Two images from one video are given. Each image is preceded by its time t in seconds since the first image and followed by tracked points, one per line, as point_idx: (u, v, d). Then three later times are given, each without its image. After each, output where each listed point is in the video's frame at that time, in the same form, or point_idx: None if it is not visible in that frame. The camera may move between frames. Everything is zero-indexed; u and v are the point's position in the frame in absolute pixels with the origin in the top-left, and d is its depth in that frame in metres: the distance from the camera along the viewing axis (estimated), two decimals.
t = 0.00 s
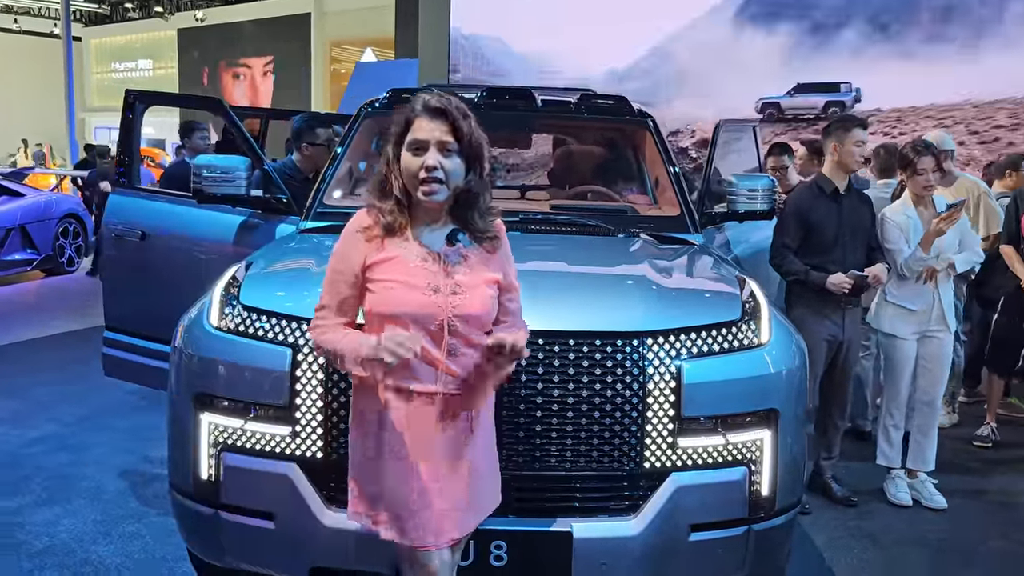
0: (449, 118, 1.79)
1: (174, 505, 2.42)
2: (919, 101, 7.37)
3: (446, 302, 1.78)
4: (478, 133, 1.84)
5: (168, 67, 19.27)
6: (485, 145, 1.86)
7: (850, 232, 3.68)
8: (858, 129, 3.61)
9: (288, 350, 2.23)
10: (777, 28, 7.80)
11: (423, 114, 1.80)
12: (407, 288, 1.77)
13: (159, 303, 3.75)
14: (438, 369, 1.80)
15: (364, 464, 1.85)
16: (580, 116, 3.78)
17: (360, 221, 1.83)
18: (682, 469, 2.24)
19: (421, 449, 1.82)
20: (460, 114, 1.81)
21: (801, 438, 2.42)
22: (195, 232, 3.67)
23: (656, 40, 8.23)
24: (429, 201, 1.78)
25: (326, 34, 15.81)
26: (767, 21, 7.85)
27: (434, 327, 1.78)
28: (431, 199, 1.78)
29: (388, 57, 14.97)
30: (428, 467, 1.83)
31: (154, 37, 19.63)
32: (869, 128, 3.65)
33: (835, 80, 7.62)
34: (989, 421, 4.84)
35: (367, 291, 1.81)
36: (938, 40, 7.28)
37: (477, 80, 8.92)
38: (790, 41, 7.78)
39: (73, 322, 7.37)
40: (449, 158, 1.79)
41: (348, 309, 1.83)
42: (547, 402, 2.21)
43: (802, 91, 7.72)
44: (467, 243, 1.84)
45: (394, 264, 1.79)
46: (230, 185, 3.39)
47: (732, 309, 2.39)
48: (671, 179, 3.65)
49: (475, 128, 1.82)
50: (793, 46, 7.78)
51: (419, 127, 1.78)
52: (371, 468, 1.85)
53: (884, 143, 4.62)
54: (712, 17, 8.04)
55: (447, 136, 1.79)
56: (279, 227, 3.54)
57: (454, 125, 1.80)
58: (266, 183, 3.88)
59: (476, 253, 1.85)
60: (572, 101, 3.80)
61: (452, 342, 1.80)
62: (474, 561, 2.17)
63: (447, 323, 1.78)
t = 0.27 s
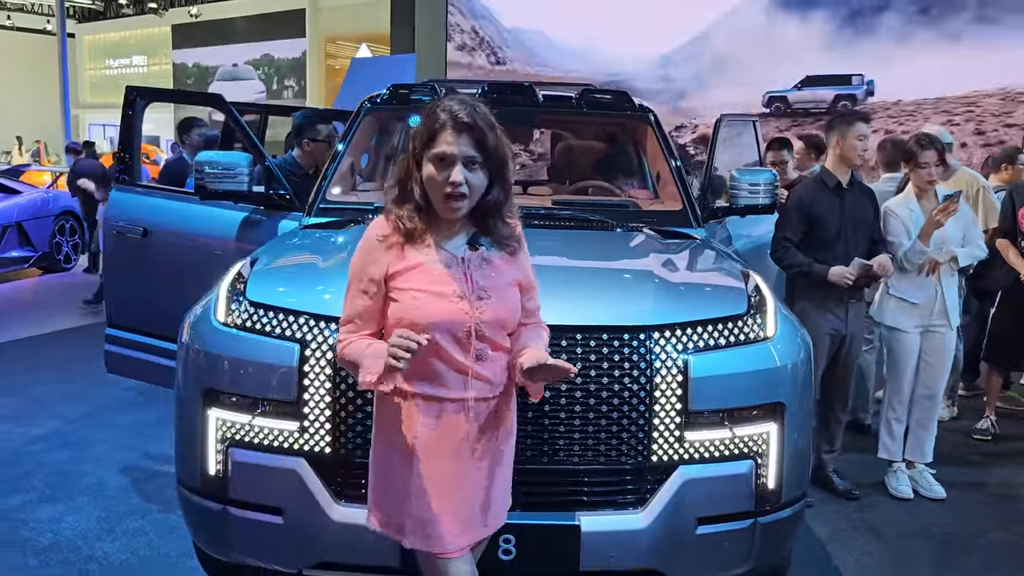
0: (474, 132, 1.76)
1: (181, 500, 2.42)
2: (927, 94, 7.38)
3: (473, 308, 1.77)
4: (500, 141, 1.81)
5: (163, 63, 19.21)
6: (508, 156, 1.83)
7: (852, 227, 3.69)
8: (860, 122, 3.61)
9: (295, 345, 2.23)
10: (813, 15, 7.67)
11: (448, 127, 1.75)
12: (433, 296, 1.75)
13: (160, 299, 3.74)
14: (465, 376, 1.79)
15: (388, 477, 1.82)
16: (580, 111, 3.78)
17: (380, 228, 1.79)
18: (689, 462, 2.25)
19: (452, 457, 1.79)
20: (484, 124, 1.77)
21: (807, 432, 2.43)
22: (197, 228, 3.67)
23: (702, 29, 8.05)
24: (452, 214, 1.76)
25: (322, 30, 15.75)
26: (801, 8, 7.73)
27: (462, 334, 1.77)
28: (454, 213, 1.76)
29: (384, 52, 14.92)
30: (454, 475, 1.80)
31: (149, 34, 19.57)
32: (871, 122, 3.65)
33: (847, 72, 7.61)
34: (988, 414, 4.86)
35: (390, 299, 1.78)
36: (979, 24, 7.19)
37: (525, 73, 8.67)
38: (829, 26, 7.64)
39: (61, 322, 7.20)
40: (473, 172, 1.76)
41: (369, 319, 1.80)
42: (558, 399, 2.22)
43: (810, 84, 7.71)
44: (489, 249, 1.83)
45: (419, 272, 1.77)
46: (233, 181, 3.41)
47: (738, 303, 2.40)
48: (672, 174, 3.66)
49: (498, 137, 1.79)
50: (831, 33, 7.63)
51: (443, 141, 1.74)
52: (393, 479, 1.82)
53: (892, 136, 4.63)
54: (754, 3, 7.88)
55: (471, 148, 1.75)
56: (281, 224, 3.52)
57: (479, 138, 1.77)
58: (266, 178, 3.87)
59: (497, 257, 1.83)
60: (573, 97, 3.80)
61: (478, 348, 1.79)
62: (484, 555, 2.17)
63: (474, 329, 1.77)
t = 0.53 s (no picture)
0: (504, 119, 1.69)
1: (192, 495, 2.43)
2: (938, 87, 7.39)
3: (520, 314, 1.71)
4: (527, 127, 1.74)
5: (162, 59, 19.19)
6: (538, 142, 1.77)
7: (859, 220, 3.69)
8: (863, 114, 3.59)
9: (305, 339, 2.23)
10: None
11: (475, 118, 1.68)
12: (479, 306, 1.68)
13: (166, 295, 3.74)
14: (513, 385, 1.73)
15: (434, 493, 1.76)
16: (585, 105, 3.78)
17: (417, 237, 1.69)
18: (699, 455, 2.25)
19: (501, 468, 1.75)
20: (512, 111, 1.71)
21: (815, 425, 2.44)
22: (201, 223, 3.67)
23: (747, 17, 7.99)
24: (490, 206, 1.69)
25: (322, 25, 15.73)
26: None
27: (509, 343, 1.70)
28: (493, 204, 1.68)
29: (384, 47, 14.93)
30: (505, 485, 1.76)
31: (148, 29, 19.55)
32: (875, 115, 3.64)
33: (861, 65, 7.75)
34: (991, 406, 4.87)
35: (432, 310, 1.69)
36: None
37: (574, 65, 8.49)
38: (873, 10, 7.62)
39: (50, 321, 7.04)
40: (507, 160, 1.68)
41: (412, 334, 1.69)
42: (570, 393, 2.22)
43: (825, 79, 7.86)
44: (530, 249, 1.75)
45: (462, 280, 1.68)
46: (239, 176, 3.41)
47: (746, 296, 2.40)
48: (677, 168, 3.66)
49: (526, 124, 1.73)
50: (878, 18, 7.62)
51: (473, 132, 1.67)
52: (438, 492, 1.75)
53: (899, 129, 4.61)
54: None
55: (502, 135, 1.68)
56: (286, 218, 3.54)
57: (510, 126, 1.70)
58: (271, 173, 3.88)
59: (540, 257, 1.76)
60: (577, 90, 3.80)
61: (525, 355, 1.73)
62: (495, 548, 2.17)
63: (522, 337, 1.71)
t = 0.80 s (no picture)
0: (502, 97, 1.67)
1: (196, 490, 2.44)
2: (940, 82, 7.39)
3: (536, 305, 1.63)
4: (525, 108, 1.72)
5: (164, 56, 19.20)
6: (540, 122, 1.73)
7: (862, 214, 3.69)
8: (861, 109, 3.62)
9: (309, 336, 2.24)
10: None
11: (472, 98, 1.66)
12: (492, 298, 1.61)
13: (170, 292, 3.75)
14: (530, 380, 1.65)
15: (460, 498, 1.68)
16: (585, 101, 3.83)
17: (428, 232, 1.65)
18: (700, 449, 2.26)
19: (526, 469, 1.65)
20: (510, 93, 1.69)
21: (817, 420, 2.44)
22: (204, 220, 3.68)
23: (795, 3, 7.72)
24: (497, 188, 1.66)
25: (323, 22, 15.67)
26: None
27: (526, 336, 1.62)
28: (501, 187, 1.66)
29: (386, 44, 14.92)
30: (537, 488, 1.66)
31: (149, 26, 19.56)
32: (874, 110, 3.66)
33: (876, 61, 7.59)
34: (992, 400, 4.86)
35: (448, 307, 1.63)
36: None
37: (630, 56, 8.19)
38: None
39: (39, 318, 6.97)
40: (511, 137, 1.65)
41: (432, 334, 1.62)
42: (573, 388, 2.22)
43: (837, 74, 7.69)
44: (543, 234, 1.70)
45: (474, 272, 1.62)
46: (242, 172, 3.40)
47: (748, 291, 2.41)
48: (680, 163, 3.66)
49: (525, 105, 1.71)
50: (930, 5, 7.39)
51: (472, 112, 1.64)
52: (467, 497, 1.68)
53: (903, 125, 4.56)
54: None
55: (504, 113, 1.65)
56: (288, 215, 3.56)
57: (508, 104, 1.67)
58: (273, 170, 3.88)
59: (555, 242, 1.70)
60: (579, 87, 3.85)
61: (543, 349, 1.65)
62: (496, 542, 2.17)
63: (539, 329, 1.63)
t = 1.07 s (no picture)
0: (499, 78, 1.65)
1: (193, 482, 2.47)
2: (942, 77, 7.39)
3: (514, 291, 1.60)
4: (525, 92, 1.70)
5: (168, 53, 19.23)
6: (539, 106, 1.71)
7: (857, 207, 3.69)
8: (859, 103, 3.62)
9: (304, 329, 2.26)
10: None
11: (469, 79, 1.65)
12: (471, 281, 1.61)
13: (170, 287, 3.78)
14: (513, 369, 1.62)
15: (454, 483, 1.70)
16: (584, 95, 3.78)
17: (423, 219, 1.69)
18: (693, 441, 2.27)
19: (508, 459, 1.62)
20: (509, 76, 1.67)
21: (809, 412, 2.46)
22: (205, 215, 3.71)
23: None
24: (494, 163, 1.62)
25: (326, 19, 15.71)
26: None
27: (504, 321, 1.60)
28: (496, 161, 1.62)
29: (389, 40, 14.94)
30: (521, 480, 1.62)
31: (153, 23, 19.60)
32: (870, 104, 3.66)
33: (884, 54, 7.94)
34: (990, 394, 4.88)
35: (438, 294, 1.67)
36: None
37: (679, 42, 8.69)
38: None
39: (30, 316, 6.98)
40: (505, 117, 1.63)
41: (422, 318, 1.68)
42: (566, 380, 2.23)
43: (846, 69, 8.06)
44: (533, 219, 1.65)
45: (457, 256, 1.63)
46: (241, 168, 3.42)
47: (741, 284, 2.42)
48: (677, 158, 3.67)
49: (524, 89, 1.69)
50: None
51: (468, 92, 1.64)
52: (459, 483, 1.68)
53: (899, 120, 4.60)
54: None
55: (499, 94, 1.63)
56: (287, 210, 3.56)
57: (504, 85, 1.65)
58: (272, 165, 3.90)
59: (545, 228, 1.65)
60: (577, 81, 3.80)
61: (524, 336, 1.62)
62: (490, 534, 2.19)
63: (518, 314, 1.59)
